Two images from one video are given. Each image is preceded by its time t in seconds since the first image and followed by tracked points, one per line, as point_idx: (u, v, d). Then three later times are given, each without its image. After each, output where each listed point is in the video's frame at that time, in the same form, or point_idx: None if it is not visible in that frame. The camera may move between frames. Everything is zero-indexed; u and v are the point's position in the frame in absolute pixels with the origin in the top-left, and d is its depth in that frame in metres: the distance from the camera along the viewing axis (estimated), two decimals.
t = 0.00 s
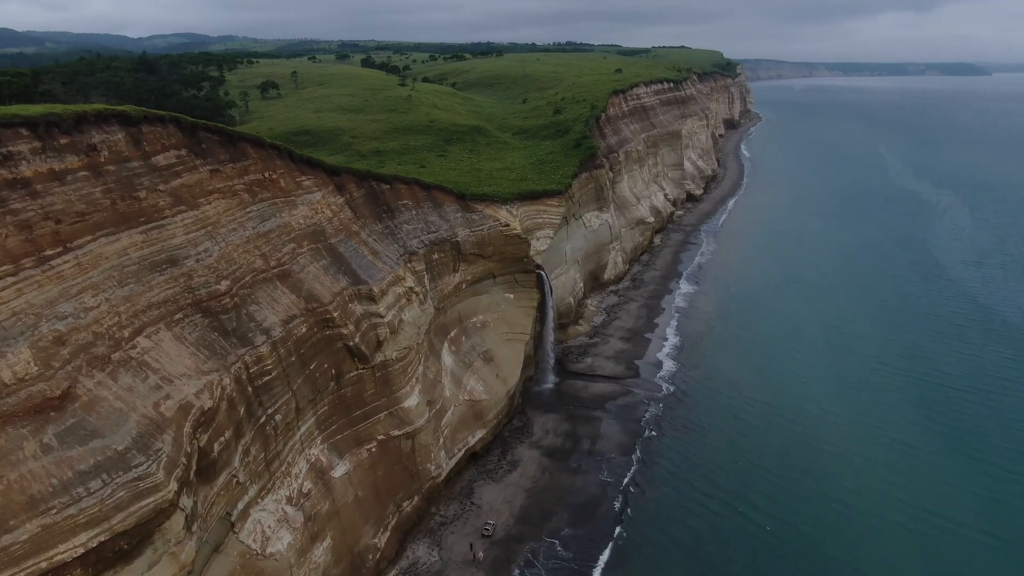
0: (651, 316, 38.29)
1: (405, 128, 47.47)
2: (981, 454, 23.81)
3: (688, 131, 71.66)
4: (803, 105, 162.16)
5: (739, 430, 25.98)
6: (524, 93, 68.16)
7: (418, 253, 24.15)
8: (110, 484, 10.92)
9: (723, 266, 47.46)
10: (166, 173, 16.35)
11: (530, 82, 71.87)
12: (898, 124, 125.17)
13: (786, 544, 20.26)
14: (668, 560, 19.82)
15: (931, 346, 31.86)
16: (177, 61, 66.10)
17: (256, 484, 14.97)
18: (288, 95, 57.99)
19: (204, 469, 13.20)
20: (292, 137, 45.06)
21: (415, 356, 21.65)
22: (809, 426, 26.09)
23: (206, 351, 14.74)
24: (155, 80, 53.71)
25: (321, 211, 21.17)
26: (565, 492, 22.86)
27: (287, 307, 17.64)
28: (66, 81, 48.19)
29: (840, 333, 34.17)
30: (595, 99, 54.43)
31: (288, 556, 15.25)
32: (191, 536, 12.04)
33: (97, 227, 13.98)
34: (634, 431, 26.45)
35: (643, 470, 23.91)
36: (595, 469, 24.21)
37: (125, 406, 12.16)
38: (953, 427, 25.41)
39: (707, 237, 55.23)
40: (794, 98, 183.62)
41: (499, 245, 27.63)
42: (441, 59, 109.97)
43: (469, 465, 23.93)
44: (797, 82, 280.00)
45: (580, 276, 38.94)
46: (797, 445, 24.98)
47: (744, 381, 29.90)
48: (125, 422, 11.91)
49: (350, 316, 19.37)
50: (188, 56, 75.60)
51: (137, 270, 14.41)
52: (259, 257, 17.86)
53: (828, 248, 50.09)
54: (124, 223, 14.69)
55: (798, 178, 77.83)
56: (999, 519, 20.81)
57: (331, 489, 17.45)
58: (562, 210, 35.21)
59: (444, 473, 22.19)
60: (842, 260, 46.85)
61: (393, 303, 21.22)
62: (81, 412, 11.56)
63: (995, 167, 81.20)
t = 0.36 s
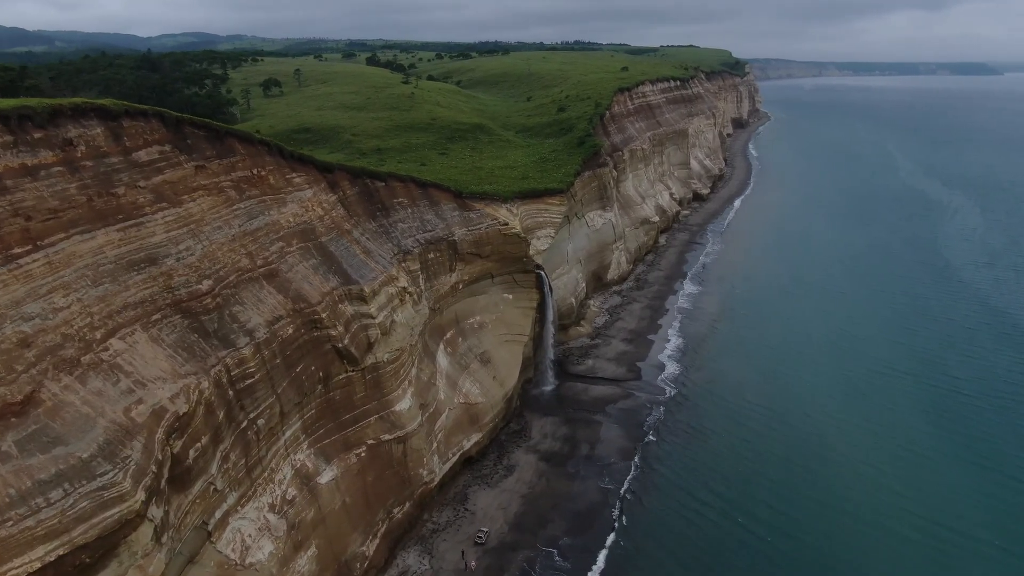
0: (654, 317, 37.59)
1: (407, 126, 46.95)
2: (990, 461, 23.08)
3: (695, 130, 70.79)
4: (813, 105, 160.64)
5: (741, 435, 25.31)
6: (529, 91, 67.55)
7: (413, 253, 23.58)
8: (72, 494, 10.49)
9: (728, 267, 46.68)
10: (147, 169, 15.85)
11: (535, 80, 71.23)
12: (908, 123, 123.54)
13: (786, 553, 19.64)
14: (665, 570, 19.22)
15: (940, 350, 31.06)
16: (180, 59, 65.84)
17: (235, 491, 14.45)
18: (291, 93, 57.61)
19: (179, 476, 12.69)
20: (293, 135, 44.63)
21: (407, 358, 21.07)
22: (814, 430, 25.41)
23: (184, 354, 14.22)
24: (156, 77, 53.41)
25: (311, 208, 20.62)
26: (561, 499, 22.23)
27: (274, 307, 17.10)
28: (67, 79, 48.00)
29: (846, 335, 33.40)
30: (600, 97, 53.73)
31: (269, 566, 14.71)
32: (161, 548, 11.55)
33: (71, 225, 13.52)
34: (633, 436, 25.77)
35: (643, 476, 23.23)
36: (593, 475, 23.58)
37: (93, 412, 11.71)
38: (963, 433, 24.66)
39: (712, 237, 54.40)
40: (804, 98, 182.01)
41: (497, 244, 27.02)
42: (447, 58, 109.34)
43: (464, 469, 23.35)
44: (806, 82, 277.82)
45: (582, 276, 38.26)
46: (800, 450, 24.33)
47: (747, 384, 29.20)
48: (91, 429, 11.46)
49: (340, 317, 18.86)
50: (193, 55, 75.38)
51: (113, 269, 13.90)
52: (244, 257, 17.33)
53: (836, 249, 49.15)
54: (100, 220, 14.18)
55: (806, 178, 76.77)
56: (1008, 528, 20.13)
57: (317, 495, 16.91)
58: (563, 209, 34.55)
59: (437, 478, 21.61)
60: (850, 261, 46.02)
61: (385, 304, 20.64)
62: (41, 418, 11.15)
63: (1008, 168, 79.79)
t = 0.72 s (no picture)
0: (657, 319, 36.80)
1: (408, 124, 46.38)
2: (1002, 472, 22.18)
3: (702, 128, 69.84)
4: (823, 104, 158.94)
5: (743, 441, 24.55)
6: (534, 89, 66.86)
7: (406, 252, 22.96)
8: (26, 505, 9.93)
9: (734, 267, 45.80)
10: (124, 164, 15.29)
11: (540, 78, 70.53)
12: (920, 123, 121.81)
13: (787, 566, 18.89)
14: None
15: (951, 354, 30.12)
16: (183, 57, 65.61)
17: (211, 499, 13.88)
18: (293, 90, 57.21)
19: (146, 485, 12.14)
20: (293, 132, 44.12)
21: (398, 361, 20.45)
22: (818, 437, 24.60)
23: (157, 356, 13.68)
24: (159, 74, 53.12)
25: (300, 206, 20.02)
26: (557, 506, 21.56)
27: (256, 308, 16.51)
28: (68, 76, 47.81)
29: (853, 338, 32.53)
30: (605, 94, 52.91)
31: None
32: (123, 561, 11.01)
33: (39, 222, 13.03)
34: (633, 441, 25.04)
35: (641, 483, 22.52)
36: (590, 481, 22.87)
37: (53, 419, 11.18)
38: (973, 441, 23.79)
39: (719, 237, 53.50)
40: (814, 97, 180.16)
41: (494, 244, 26.36)
42: (453, 56, 108.64)
43: (458, 475, 22.71)
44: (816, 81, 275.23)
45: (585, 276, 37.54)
46: (804, 457, 23.54)
47: (750, 388, 28.39)
48: (50, 436, 10.92)
49: (326, 318, 18.26)
50: (198, 52, 75.23)
51: (84, 267, 13.37)
52: (227, 255, 16.77)
53: (845, 249, 48.14)
54: (72, 216, 13.67)
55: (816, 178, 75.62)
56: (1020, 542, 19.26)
57: (300, 503, 16.32)
58: (565, 208, 33.84)
59: (429, 483, 21.01)
60: (859, 262, 45.02)
61: (375, 305, 20.01)
62: None
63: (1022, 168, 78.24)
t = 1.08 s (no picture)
0: (660, 320, 36.03)
1: (409, 121, 45.82)
2: (1012, 482, 21.33)
3: (709, 126, 68.91)
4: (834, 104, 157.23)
5: (743, 446, 23.84)
6: (538, 87, 66.19)
7: (398, 251, 22.34)
8: None
9: (739, 268, 44.96)
10: (99, 159, 14.69)
11: (546, 76, 69.84)
12: (932, 123, 120.08)
13: None
14: None
15: (961, 358, 29.22)
16: (187, 54, 65.38)
17: (182, 507, 13.36)
18: (296, 88, 56.83)
19: (110, 494, 11.69)
20: (293, 129, 43.66)
21: (388, 363, 19.82)
22: (821, 443, 23.84)
23: (126, 358, 13.15)
24: (161, 71, 52.87)
25: (287, 203, 19.33)
26: (551, 513, 20.90)
27: (236, 308, 15.94)
28: (70, 73, 47.64)
29: (860, 341, 31.68)
30: (609, 92, 52.19)
31: None
32: None
33: (4, 218, 12.52)
34: (631, 446, 24.32)
35: (638, 490, 21.82)
36: (586, 488, 22.18)
37: (8, 425, 10.70)
38: (982, 449, 22.95)
39: (725, 237, 52.61)
40: (824, 97, 178.27)
41: (491, 243, 25.69)
42: (460, 55, 108.04)
43: (450, 480, 22.09)
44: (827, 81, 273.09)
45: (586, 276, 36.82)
46: (805, 463, 22.79)
47: (753, 391, 27.64)
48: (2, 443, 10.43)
49: (311, 318, 17.68)
50: (203, 50, 75.06)
51: (51, 265, 12.87)
52: (207, 252, 16.21)
53: (853, 250, 47.17)
54: (39, 212, 13.15)
55: (825, 178, 74.49)
56: None
57: (280, 510, 15.78)
58: (565, 206, 33.13)
59: (419, 489, 20.41)
60: (867, 264, 44.08)
61: (363, 305, 19.39)
62: None
63: None
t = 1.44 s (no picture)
0: (663, 321, 35.26)
1: (410, 118, 45.25)
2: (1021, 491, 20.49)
3: (716, 125, 67.96)
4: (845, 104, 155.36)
5: (743, 452, 23.11)
6: (543, 84, 65.49)
7: (389, 249, 21.75)
8: None
9: (744, 268, 44.11)
10: (72, 152, 14.17)
11: (551, 74, 69.14)
12: (945, 123, 118.25)
13: None
14: None
15: (971, 362, 28.30)
16: (190, 52, 65.15)
17: (151, 515, 12.88)
18: (298, 85, 56.43)
19: (69, 503, 11.25)
20: (293, 127, 43.20)
21: (376, 365, 19.21)
22: (823, 449, 23.07)
23: (92, 360, 12.69)
24: (163, 68, 52.59)
25: (273, 199, 18.71)
26: (544, 521, 20.25)
27: (216, 308, 15.39)
28: (71, 70, 47.44)
29: (866, 344, 30.83)
30: (613, 89, 51.40)
31: None
32: None
33: None
34: (629, 451, 23.60)
35: (635, 497, 21.15)
36: (581, 494, 21.50)
37: None
38: (990, 457, 22.10)
39: (731, 236, 51.70)
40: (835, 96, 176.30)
41: (486, 241, 25.03)
42: (466, 53, 107.42)
43: (442, 485, 21.49)
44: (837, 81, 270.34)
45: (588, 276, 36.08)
46: (806, 470, 22.04)
47: (754, 395, 26.87)
48: None
49: (295, 319, 17.11)
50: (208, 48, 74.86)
51: (16, 263, 12.42)
52: (186, 250, 15.66)
53: (862, 251, 46.18)
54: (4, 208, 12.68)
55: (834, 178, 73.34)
56: None
57: (258, 518, 15.23)
58: (566, 204, 32.43)
59: (408, 494, 19.83)
60: (876, 265, 43.13)
61: (351, 305, 18.80)
62: None
63: None
